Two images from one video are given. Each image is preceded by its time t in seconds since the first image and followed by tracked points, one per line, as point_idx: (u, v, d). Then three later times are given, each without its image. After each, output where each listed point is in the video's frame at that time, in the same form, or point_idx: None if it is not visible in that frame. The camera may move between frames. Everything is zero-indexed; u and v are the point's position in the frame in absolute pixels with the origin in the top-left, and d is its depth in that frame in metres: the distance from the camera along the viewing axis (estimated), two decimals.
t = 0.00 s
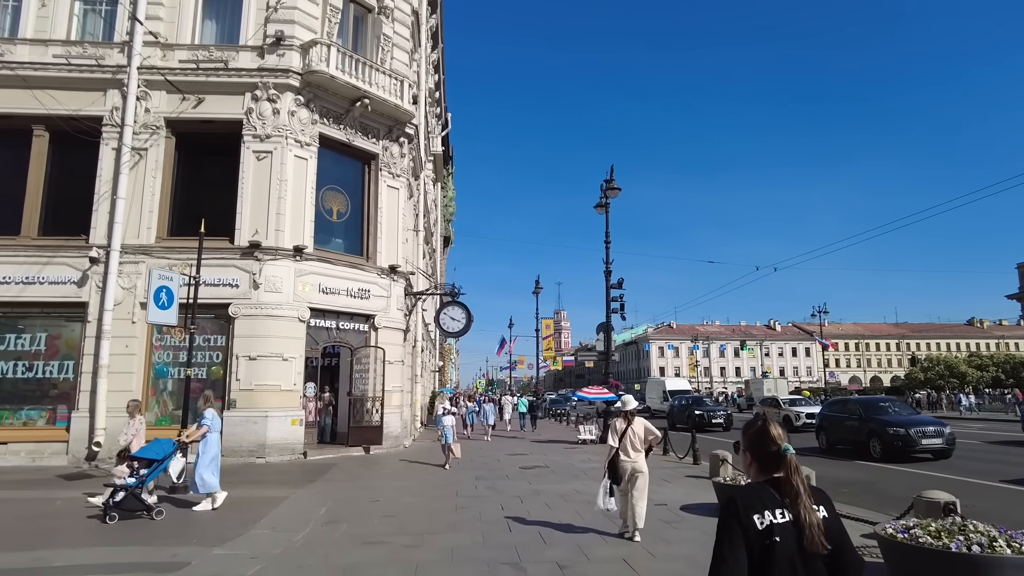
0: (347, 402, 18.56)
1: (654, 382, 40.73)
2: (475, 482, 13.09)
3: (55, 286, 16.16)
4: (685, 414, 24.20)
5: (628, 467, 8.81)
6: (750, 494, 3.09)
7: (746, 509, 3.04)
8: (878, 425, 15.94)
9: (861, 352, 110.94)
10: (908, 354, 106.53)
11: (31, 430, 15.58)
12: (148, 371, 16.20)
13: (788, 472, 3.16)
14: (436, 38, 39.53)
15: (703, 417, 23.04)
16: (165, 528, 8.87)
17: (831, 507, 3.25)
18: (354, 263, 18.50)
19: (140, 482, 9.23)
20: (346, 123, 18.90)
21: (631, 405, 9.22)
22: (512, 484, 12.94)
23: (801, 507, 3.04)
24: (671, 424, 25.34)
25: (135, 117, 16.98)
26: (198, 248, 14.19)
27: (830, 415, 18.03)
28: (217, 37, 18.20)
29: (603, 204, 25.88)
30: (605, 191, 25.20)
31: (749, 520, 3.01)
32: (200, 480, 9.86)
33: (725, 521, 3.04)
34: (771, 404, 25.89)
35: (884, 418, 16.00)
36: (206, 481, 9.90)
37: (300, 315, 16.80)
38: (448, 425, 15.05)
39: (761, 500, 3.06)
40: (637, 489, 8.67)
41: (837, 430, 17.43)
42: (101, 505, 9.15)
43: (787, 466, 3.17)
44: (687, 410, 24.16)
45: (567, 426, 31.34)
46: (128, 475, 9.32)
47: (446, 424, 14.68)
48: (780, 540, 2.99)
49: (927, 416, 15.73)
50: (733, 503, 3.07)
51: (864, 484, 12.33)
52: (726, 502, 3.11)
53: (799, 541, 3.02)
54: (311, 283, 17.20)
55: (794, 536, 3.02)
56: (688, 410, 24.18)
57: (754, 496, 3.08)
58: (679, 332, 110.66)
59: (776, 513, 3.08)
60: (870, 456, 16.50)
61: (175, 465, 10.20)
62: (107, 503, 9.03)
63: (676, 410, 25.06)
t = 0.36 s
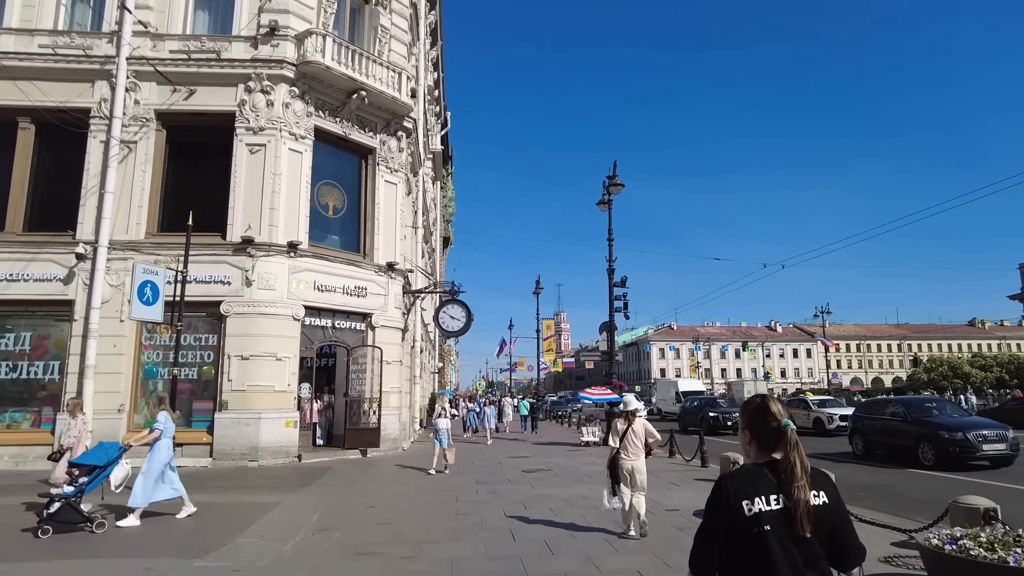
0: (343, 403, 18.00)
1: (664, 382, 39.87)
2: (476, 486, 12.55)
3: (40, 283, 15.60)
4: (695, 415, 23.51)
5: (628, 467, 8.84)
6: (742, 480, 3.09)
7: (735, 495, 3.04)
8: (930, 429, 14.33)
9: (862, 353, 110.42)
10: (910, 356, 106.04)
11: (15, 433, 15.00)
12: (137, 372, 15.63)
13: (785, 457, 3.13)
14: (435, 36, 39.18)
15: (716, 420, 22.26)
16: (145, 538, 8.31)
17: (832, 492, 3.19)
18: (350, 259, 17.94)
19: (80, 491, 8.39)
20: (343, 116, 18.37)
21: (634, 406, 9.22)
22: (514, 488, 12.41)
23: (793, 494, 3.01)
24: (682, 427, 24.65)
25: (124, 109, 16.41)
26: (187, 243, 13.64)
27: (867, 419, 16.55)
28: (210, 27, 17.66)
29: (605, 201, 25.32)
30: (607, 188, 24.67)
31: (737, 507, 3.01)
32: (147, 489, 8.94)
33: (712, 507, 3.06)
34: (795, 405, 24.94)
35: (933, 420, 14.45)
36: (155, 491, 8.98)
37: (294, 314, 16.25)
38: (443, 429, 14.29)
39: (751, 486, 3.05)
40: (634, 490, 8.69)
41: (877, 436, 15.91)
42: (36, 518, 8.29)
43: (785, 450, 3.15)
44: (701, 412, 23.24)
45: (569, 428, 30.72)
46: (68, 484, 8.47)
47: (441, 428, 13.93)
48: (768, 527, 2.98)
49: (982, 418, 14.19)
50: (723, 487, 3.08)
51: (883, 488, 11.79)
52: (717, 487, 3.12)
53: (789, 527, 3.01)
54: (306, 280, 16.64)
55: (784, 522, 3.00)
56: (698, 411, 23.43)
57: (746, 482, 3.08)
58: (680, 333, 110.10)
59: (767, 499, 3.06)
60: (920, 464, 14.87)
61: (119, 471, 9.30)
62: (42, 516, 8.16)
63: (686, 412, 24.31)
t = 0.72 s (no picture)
0: (341, 407, 17.44)
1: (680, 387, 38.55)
2: (481, 493, 11.97)
3: (27, 282, 15.04)
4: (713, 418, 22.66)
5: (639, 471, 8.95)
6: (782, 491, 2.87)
7: (775, 506, 2.82)
8: (1005, 436, 12.81)
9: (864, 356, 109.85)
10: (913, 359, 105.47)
11: None
12: (128, 374, 15.05)
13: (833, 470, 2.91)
14: (436, 34, 38.69)
15: (734, 425, 21.48)
16: (128, 553, 7.73)
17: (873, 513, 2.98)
18: (350, 258, 17.35)
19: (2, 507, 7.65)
20: (341, 111, 17.84)
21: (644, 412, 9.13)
22: (520, 496, 11.85)
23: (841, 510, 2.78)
24: (697, 432, 23.92)
25: (115, 102, 15.85)
26: (178, 239, 13.07)
27: (923, 427, 15.17)
28: (205, 18, 17.12)
29: (610, 199, 24.75)
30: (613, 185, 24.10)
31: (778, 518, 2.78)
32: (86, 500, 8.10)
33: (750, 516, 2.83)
34: (834, 410, 23.64)
35: (1006, 427, 12.97)
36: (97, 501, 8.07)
37: (291, 314, 15.68)
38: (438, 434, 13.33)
39: (794, 497, 2.83)
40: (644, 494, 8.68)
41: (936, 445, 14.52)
42: None
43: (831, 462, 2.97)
44: (717, 415, 22.53)
45: (573, 432, 30.07)
46: None
47: (435, 433, 13.04)
48: (808, 543, 2.75)
49: None
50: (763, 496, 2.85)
51: (908, 495, 11.23)
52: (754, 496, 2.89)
53: (831, 546, 2.78)
54: (304, 279, 16.07)
55: (826, 539, 2.77)
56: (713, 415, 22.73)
57: (788, 493, 2.85)
58: (681, 336, 109.51)
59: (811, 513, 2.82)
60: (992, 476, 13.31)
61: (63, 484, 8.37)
62: None
63: (701, 416, 23.57)
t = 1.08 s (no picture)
0: (340, 412, 16.88)
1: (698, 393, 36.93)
2: (485, 504, 11.42)
3: (15, 282, 14.50)
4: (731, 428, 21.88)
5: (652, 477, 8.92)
6: (812, 497, 2.79)
7: (807, 514, 2.74)
8: None
9: (867, 362, 109.14)
10: (916, 365, 104.74)
11: None
12: (119, 378, 14.50)
13: (859, 475, 2.83)
14: (437, 35, 38.22)
15: (754, 432, 20.66)
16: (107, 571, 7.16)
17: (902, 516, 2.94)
18: (349, 259, 16.80)
19: None
20: (341, 107, 17.34)
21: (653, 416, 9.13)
22: (527, 507, 11.30)
23: (875, 515, 2.72)
24: (711, 439, 23.16)
25: (107, 96, 15.32)
26: (169, 238, 12.53)
27: (988, 435, 13.51)
28: (201, 12, 16.62)
29: (616, 200, 24.19)
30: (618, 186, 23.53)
31: (812, 527, 2.70)
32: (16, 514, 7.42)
33: (782, 526, 2.74)
34: (879, 417, 21.64)
35: None
36: (22, 508, 7.44)
37: (287, 316, 15.13)
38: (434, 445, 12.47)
39: (826, 505, 2.75)
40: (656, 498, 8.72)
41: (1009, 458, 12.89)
42: None
43: (857, 468, 2.82)
44: (734, 423, 21.82)
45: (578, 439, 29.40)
46: None
47: (429, 443, 12.13)
48: (847, 551, 2.68)
49: None
50: (793, 506, 2.76)
51: (936, 508, 10.66)
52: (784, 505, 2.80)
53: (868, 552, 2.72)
54: (301, 280, 15.53)
55: (863, 547, 2.71)
56: (730, 423, 21.97)
57: (819, 500, 2.77)
58: (682, 341, 108.87)
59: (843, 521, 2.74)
60: None
61: None
62: None
63: (717, 423, 22.79)
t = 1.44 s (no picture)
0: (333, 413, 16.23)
1: (718, 392, 35.63)
2: (485, 509, 10.85)
3: None
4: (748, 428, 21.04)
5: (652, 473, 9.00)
6: (800, 495, 2.63)
7: (792, 513, 2.57)
8: None
9: (867, 361, 108.75)
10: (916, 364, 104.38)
11: None
12: (102, 378, 13.89)
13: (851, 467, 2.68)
14: (434, 30, 37.76)
15: (774, 433, 19.77)
16: None
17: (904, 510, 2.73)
18: (343, 254, 16.20)
19: None
20: (335, 97, 16.75)
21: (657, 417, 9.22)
22: (529, 511, 10.74)
23: (867, 511, 2.54)
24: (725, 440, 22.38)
25: (90, 85, 14.67)
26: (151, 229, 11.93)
27: None
28: None
29: (618, 195, 23.64)
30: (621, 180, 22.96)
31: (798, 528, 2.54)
32: None
33: (765, 528, 2.58)
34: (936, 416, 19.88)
35: None
36: None
37: (278, 312, 14.53)
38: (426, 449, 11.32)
39: (814, 502, 2.57)
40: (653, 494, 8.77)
41: None
42: None
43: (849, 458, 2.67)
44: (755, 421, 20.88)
45: (580, 440, 28.77)
46: None
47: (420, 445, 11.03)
48: (833, 552, 2.49)
49: None
50: (778, 503, 2.60)
51: (962, 512, 10.10)
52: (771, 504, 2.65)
53: (858, 553, 2.54)
54: (292, 275, 14.93)
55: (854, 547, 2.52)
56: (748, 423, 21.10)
57: (808, 498, 2.60)
58: (682, 341, 108.39)
59: (833, 520, 2.56)
60: None
61: None
62: None
63: (732, 422, 21.97)
